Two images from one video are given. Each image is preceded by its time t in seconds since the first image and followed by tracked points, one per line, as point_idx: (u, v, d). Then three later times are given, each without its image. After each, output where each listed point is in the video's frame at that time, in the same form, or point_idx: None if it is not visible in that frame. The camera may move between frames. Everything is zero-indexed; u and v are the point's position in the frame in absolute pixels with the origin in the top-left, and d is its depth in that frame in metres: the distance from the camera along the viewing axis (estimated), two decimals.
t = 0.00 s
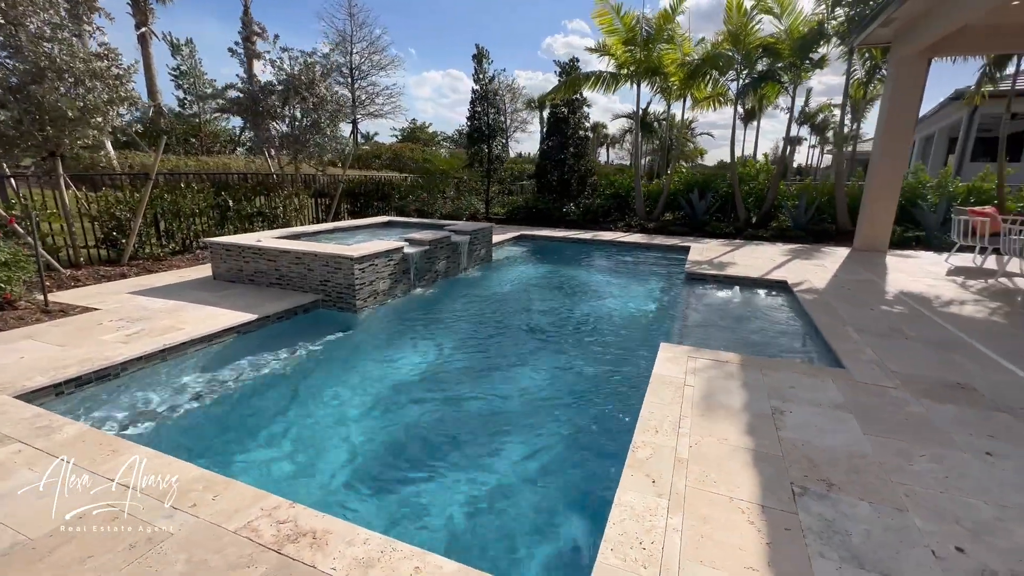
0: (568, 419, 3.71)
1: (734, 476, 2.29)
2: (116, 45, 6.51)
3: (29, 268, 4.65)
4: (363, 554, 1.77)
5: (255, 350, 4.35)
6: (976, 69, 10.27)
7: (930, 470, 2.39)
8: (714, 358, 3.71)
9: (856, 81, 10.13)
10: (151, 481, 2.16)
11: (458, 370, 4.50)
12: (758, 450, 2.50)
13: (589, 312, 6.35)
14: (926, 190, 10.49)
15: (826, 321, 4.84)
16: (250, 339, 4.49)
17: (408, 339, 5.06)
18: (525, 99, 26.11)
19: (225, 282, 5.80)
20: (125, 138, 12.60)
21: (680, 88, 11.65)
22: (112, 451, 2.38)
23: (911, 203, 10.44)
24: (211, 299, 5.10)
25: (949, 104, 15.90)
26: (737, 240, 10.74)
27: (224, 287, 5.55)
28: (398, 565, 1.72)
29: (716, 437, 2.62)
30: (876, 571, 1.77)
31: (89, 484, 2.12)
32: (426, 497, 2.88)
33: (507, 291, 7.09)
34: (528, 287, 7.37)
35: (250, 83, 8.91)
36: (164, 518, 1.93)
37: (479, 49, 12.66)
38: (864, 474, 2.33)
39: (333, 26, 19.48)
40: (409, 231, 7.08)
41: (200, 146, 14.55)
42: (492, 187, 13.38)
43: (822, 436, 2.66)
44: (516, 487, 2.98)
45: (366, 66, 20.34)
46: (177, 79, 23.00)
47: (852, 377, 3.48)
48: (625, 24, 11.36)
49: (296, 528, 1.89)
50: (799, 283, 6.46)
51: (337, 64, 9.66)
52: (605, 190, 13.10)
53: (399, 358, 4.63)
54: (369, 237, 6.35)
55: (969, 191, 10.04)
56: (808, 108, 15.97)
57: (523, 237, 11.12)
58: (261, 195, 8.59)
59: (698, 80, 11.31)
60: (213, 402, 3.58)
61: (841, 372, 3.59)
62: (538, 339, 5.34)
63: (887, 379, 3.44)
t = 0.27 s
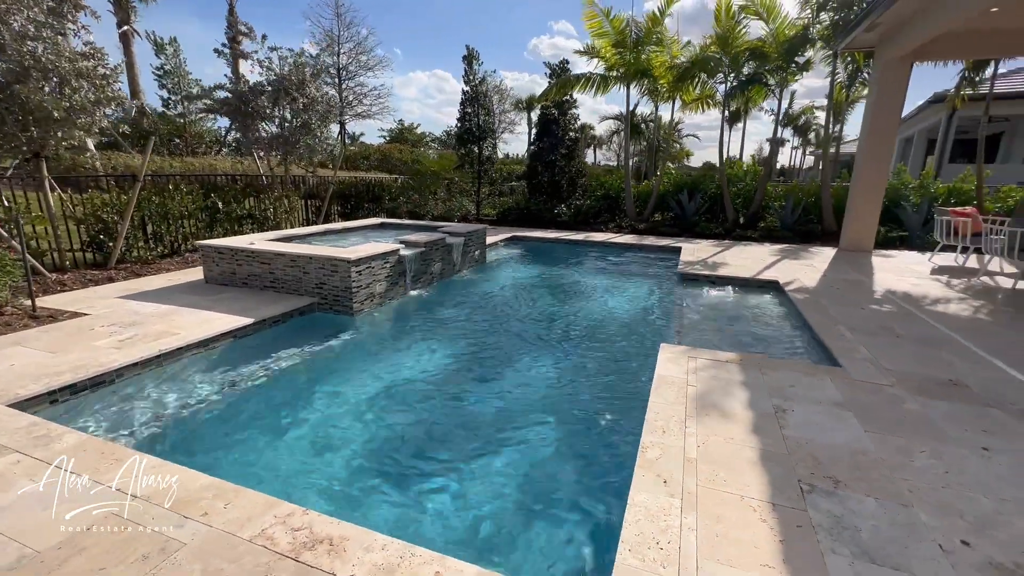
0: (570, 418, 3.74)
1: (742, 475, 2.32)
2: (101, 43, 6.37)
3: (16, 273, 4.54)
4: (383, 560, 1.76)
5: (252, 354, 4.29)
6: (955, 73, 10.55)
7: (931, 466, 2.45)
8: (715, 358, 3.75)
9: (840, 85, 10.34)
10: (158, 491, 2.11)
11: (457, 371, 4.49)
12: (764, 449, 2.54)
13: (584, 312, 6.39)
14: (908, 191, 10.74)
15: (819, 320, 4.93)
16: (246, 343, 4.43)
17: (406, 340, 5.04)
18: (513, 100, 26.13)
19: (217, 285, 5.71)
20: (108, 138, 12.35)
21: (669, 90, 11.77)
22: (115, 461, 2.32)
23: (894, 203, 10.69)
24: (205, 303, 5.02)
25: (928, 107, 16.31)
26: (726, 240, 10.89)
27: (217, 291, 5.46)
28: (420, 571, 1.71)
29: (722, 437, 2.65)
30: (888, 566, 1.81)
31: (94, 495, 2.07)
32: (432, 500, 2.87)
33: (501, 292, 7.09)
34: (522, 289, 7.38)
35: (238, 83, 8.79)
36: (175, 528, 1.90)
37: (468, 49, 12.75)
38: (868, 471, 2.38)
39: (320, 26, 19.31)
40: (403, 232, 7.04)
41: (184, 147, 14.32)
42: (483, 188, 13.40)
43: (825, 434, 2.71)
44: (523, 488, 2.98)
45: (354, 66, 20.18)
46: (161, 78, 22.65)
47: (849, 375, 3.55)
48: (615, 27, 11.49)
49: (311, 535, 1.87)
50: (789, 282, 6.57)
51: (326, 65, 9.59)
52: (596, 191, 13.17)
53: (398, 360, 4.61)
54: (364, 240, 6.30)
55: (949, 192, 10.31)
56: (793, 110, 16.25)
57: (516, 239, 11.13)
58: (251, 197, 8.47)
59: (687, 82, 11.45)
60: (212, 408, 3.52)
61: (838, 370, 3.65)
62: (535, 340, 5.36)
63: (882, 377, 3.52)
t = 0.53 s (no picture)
0: (572, 416, 3.75)
1: (752, 474, 2.36)
2: (81, 41, 6.19)
3: None
4: (403, 568, 1.74)
5: (247, 360, 4.22)
6: (931, 78, 10.89)
7: (932, 461, 2.51)
8: (714, 358, 3.79)
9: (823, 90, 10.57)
10: (166, 502, 2.06)
11: (455, 373, 4.47)
12: (769, 448, 2.58)
13: (579, 313, 6.41)
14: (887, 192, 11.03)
15: (811, 319, 5.02)
16: (241, 348, 4.34)
17: (403, 343, 5.00)
18: (499, 102, 26.15)
19: (207, 289, 5.60)
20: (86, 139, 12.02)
21: (657, 92, 11.90)
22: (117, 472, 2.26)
23: (874, 204, 10.96)
24: (196, 307, 4.92)
25: (904, 111, 16.77)
26: (713, 241, 11.04)
27: (208, 296, 5.35)
28: None
29: (728, 436, 2.69)
30: (901, 560, 1.85)
31: (98, 508, 2.01)
32: (441, 503, 2.85)
33: (494, 294, 7.08)
34: (515, 290, 7.38)
35: (224, 83, 8.63)
36: (187, 540, 1.85)
37: (456, 51, 12.84)
38: (871, 467, 2.44)
39: (304, 25, 19.08)
40: (396, 235, 6.98)
41: (166, 148, 14.02)
42: (472, 189, 13.46)
43: (827, 432, 2.77)
44: (531, 489, 2.98)
45: (338, 67, 19.93)
46: (141, 78, 22.18)
47: (846, 374, 3.62)
48: (602, 30, 11.57)
49: (328, 545, 1.84)
50: (779, 282, 6.70)
51: (313, 65, 9.47)
52: (584, 192, 13.23)
53: (396, 363, 4.57)
54: (357, 242, 6.24)
55: (927, 194, 10.62)
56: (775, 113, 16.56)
57: (506, 241, 11.12)
58: (237, 199, 8.30)
59: (673, 85, 11.59)
60: (209, 415, 3.45)
61: (834, 369, 3.73)
62: (532, 340, 5.37)
63: (875, 376, 3.61)
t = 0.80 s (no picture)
0: (575, 416, 3.74)
1: (765, 473, 2.37)
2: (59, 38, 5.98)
3: None
4: None
5: (242, 366, 4.11)
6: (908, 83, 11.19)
7: (936, 457, 2.56)
8: (716, 358, 3.81)
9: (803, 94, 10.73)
10: (172, 516, 1.98)
11: (454, 375, 4.41)
12: (779, 447, 2.60)
13: (575, 313, 6.40)
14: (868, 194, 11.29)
15: (805, 319, 5.09)
16: (234, 354, 4.24)
17: (399, 345, 4.94)
18: (484, 104, 26.13)
19: (196, 294, 5.45)
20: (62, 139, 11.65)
21: (645, 95, 11.99)
22: (117, 485, 2.17)
23: (856, 206, 11.20)
24: (185, 313, 4.78)
25: (881, 115, 17.22)
26: (702, 242, 11.16)
27: (197, 301, 5.21)
28: None
29: (737, 436, 2.70)
30: (918, 556, 1.87)
31: (98, 524, 1.92)
32: (448, 508, 2.80)
33: (488, 296, 7.04)
34: (509, 292, 7.35)
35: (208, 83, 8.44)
36: (195, 554, 1.78)
37: (443, 52, 12.90)
38: (879, 464, 2.47)
39: (287, 25, 18.81)
40: (388, 237, 6.90)
41: (146, 149, 13.66)
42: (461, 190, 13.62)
43: (833, 430, 2.79)
44: (541, 491, 2.94)
45: (322, 67, 19.66)
46: (118, 77, 21.60)
47: (845, 372, 3.67)
48: (590, 32, 11.65)
49: (344, 556, 1.79)
50: (770, 283, 6.79)
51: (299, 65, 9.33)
52: (573, 194, 13.26)
53: (393, 366, 4.50)
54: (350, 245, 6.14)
55: (906, 196, 10.89)
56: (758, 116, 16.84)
57: (497, 242, 11.06)
58: (222, 202, 8.10)
59: (660, 87, 11.70)
60: (205, 424, 3.35)
61: (833, 368, 3.77)
62: (529, 340, 5.34)
63: (873, 374, 3.66)
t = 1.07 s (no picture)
0: (578, 418, 3.71)
1: (777, 476, 2.36)
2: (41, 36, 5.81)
3: None
4: None
5: (236, 374, 4.01)
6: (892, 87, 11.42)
7: (942, 457, 2.58)
8: (719, 361, 3.81)
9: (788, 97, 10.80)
10: (176, 532, 1.91)
11: (452, 378, 4.36)
12: (787, 449, 2.60)
13: (570, 316, 6.40)
14: (854, 196, 11.49)
15: (800, 320, 5.14)
16: (228, 361, 4.13)
17: (396, 349, 4.87)
18: (472, 105, 26.11)
19: (185, 299, 5.33)
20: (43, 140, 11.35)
21: (636, 97, 12.07)
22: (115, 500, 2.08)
23: (842, 208, 11.39)
24: (176, 319, 4.65)
25: (863, 118, 17.56)
26: (692, 244, 11.25)
27: (187, 306, 5.08)
28: None
29: (746, 439, 2.70)
30: (936, 558, 1.88)
31: (98, 543, 1.84)
32: (455, 514, 2.76)
33: (483, 298, 6.99)
34: (503, 294, 7.32)
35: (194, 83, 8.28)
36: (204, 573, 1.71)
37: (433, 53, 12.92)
38: (886, 464, 2.48)
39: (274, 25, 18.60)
40: (382, 240, 6.82)
41: (128, 151, 13.33)
42: (452, 193, 13.67)
43: (838, 431, 2.81)
44: (548, 495, 2.91)
45: (309, 68, 19.45)
46: (99, 77, 21.10)
47: (845, 373, 3.70)
48: (581, 36, 11.72)
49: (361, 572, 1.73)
50: (762, 284, 6.85)
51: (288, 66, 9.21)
52: (564, 196, 13.29)
53: (390, 370, 4.44)
54: (344, 248, 6.06)
55: (890, 197, 11.10)
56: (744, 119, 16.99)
57: (489, 245, 11.02)
58: (211, 204, 7.95)
59: (651, 90, 11.78)
60: (201, 433, 3.25)
61: (833, 369, 3.80)
62: (526, 342, 5.31)
63: (872, 374, 3.70)
